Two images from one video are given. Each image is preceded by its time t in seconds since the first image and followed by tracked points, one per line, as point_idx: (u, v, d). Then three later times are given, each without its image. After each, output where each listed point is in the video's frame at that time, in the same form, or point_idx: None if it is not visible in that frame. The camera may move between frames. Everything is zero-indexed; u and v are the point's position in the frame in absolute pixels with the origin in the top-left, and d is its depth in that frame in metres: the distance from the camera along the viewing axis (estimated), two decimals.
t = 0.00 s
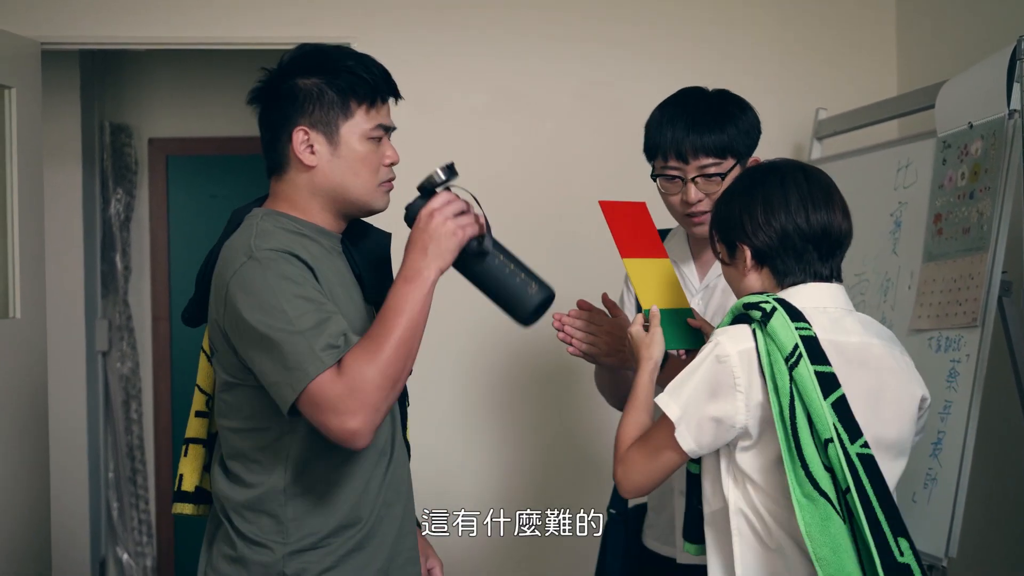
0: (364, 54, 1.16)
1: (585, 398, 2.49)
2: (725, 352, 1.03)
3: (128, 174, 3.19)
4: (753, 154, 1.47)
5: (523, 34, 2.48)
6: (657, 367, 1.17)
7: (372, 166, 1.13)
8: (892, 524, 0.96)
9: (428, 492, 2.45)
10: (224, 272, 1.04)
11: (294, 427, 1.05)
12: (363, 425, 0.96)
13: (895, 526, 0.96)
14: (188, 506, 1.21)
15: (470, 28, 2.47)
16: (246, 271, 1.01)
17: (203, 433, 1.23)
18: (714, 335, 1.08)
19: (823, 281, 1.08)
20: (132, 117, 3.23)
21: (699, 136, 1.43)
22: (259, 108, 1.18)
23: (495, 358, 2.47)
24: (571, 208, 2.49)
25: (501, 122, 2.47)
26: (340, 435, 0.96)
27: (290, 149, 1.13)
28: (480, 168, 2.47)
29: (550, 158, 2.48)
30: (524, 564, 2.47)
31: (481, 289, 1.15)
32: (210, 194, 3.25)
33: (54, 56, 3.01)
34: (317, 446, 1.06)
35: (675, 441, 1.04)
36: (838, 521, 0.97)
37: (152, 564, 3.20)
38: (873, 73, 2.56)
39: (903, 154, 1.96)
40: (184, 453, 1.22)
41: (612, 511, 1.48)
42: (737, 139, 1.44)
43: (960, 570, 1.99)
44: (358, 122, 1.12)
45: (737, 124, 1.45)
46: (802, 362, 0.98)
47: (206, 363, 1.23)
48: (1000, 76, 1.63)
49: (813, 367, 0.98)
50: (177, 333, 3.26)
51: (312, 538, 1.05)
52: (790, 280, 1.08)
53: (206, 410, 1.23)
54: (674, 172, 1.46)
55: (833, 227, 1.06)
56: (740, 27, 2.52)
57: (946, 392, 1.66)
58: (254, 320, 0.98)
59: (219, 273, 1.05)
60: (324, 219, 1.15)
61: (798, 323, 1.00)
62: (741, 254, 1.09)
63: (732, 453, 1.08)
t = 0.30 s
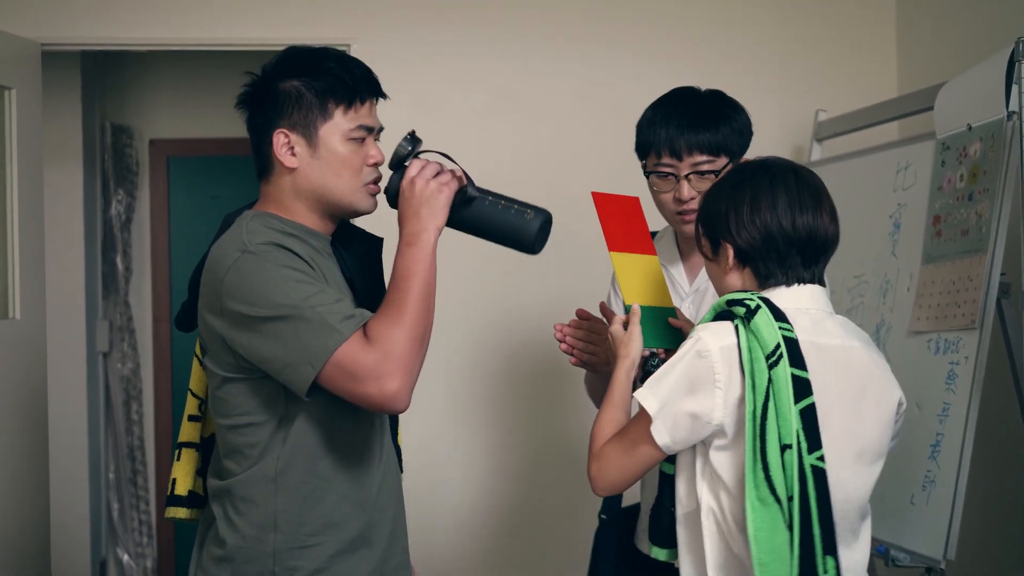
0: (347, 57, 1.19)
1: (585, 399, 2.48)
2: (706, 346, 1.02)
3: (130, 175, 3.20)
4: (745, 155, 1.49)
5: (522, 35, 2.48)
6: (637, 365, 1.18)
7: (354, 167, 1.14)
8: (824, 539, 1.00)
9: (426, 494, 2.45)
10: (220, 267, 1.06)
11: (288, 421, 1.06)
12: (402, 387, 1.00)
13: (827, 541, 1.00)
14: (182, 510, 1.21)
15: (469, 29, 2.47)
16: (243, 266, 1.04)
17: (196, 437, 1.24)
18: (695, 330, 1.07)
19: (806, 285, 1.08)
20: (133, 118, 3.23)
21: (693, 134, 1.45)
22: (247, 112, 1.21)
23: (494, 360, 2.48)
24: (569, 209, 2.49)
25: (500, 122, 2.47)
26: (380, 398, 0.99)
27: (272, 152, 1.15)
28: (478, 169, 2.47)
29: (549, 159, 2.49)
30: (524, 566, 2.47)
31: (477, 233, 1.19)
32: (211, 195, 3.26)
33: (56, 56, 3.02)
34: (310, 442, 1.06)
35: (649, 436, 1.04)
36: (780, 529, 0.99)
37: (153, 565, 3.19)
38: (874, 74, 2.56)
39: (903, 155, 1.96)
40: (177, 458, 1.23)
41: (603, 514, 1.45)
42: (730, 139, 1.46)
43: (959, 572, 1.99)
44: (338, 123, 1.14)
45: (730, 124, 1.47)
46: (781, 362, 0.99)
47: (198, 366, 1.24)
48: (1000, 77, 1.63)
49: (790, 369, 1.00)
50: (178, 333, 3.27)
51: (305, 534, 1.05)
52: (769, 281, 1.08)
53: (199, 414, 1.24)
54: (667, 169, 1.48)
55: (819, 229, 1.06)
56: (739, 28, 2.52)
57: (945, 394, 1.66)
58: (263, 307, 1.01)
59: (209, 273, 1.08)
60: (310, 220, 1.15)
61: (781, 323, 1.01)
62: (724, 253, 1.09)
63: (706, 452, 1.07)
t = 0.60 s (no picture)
0: (337, 61, 1.20)
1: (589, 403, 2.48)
2: (692, 349, 1.03)
3: (136, 178, 3.21)
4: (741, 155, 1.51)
5: (526, 39, 2.48)
6: (625, 362, 1.17)
7: (346, 169, 1.14)
8: (795, 548, 0.98)
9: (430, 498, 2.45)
10: (217, 269, 1.07)
11: (284, 421, 1.07)
12: (410, 372, 1.00)
13: (798, 551, 0.98)
14: (182, 516, 1.21)
15: (473, 33, 2.47)
16: (241, 266, 1.04)
17: (195, 444, 1.25)
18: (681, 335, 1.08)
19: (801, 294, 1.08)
20: (140, 122, 3.24)
21: (693, 134, 1.46)
22: (239, 118, 1.21)
23: (497, 364, 2.48)
24: (572, 212, 2.50)
25: (504, 126, 2.48)
26: (390, 384, 1.00)
27: (264, 156, 1.15)
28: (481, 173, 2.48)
29: (554, 163, 2.49)
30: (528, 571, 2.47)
31: (466, 205, 1.19)
32: (218, 199, 3.27)
33: (62, 60, 3.03)
34: (308, 437, 1.06)
35: (634, 439, 1.04)
36: (743, 536, 0.98)
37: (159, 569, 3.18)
38: (879, 78, 2.55)
39: (908, 159, 1.94)
40: (175, 465, 1.23)
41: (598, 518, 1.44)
42: (728, 140, 1.47)
43: None
44: (328, 127, 1.14)
45: (728, 126, 1.48)
46: (763, 367, 0.98)
47: (195, 373, 1.26)
48: (1007, 82, 1.62)
49: (772, 375, 0.98)
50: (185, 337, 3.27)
51: (302, 535, 1.06)
52: (757, 289, 1.08)
53: (196, 420, 1.25)
54: (666, 168, 1.48)
55: (818, 237, 1.06)
56: (744, 32, 2.52)
57: (950, 400, 1.66)
58: (263, 304, 1.01)
59: (206, 276, 1.08)
60: (304, 223, 1.16)
61: (767, 329, 1.00)
62: (719, 256, 1.09)
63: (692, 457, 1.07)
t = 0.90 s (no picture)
0: (331, 67, 1.21)
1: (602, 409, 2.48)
2: (703, 362, 1.02)
3: (151, 185, 3.24)
4: (744, 160, 1.51)
5: (537, 44, 2.49)
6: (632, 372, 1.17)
7: (345, 173, 1.15)
8: (807, 552, 0.97)
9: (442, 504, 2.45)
10: (219, 278, 1.07)
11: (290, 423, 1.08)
12: (421, 366, 1.01)
13: (810, 554, 0.97)
14: (189, 523, 1.22)
15: (485, 38, 2.48)
16: (244, 273, 1.05)
17: (203, 451, 1.25)
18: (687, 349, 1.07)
19: (796, 312, 1.08)
20: (155, 128, 3.28)
21: (698, 137, 1.46)
22: (239, 128, 1.22)
23: (509, 369, 2.48)
24: (584, 218, 2.50)
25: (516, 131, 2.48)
26: (400, 380, 1.00)
27: (264, 165, 1.16)
28: (493, 179, 2.48)
29: (565, 168, 2.49)
30: None
31: (468, 178, 1.19)
32: (232, 204, 3.30)
33: (79, 68, 3.07)
34: (314, 435, 1.07)
35: (654, 456, 1.03)
36: (760, 540, 0.97)
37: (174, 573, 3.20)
38: (893, 82, 2.54)
39: (920, 164, 1.93)
40: (184, 471, 1.24)
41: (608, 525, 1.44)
42: (732, 143, 1.48)
43: None
44: (325, 131, 1.15)
45: (732, 130, 1.49)
46: (774, 373, 0.98)
47: (202, 382, 1.27)
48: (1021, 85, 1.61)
49: (783, 381, 0.98)
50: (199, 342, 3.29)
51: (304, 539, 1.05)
52: (770, 299, 1.08)
53: (205, 428, 1.27)
54: (671, 172, 1.47)
55: (838, 255, 1.06)
56: (756, 36, 2.51)
57: (963, 405, 1.64)
58: (267, 308, 1.02)
59: (209, 284, 1.09)
60: (308, 229, 1.16)
61: (773, 336, 1.00)
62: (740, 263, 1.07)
63: (706, 467, 1.06)
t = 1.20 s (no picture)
0: (335, 72, 1.21)
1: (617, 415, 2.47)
2: (742, 369, 1.01)
3: (169, 191, 3.26)
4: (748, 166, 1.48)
5: (552, 50, 2.49)
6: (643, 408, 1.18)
7: (351, 179, 1.16)
8: (855, 548, 0.97)
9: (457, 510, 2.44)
10: (224, 287, 1.08)
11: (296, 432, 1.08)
12: (421, 380, 1.01)
13: (859, 551, 0.97)
14: (202, 530, 1.23)
15: (499, 44, 2.49)
16: (247, 282, 1.06)
17: (216, 458, 1.26)
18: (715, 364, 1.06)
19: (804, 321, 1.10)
20: (172, 135, 3.31)
21: (691, 139, 1.46)
22: (246, 134, 1.23)
23: (524, 375, 2.48)
24: (600, 223, 2.49)
25: (530, 137, 2.48)
26: (400, 394, 1.00)
27: (272, 172, 1.17)
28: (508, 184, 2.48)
29: (580, 173, 2.49)
30: None
31: (467, 202, 1.18)
32: (249, 210, 3.33)
33: (98, 76, 3.11)
34: (325, 443, 1.07)
35: (705, 466, 0.99)
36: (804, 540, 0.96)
37: None
38: (911, 86, 2.52)
39: (937, 168, 1.91)
40: (197, 477, 1.25)
41: (620, 533, 1.44)
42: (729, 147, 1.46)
43: None
44: (331, 138, 1.16)
45: (731, 136, 1.47)
46: (813, 377, 0.98)
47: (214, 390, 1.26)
48: None
49: (821, 383, 0.98)
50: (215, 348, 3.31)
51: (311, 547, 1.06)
52: (789, 307, 1.09)
53: (218, 434, 1.27)
54: (666, 170, 1.49)
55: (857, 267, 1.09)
56: (772, 40, 2.50)
57: (980, 410, 1.62)
58: (270, 317, 1.03)
59: (216, 293, 1.10)
60: (317, 236, 1.17)
61: (805, 339, 1.01)
62: (764, 270, 1.07)
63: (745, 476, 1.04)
